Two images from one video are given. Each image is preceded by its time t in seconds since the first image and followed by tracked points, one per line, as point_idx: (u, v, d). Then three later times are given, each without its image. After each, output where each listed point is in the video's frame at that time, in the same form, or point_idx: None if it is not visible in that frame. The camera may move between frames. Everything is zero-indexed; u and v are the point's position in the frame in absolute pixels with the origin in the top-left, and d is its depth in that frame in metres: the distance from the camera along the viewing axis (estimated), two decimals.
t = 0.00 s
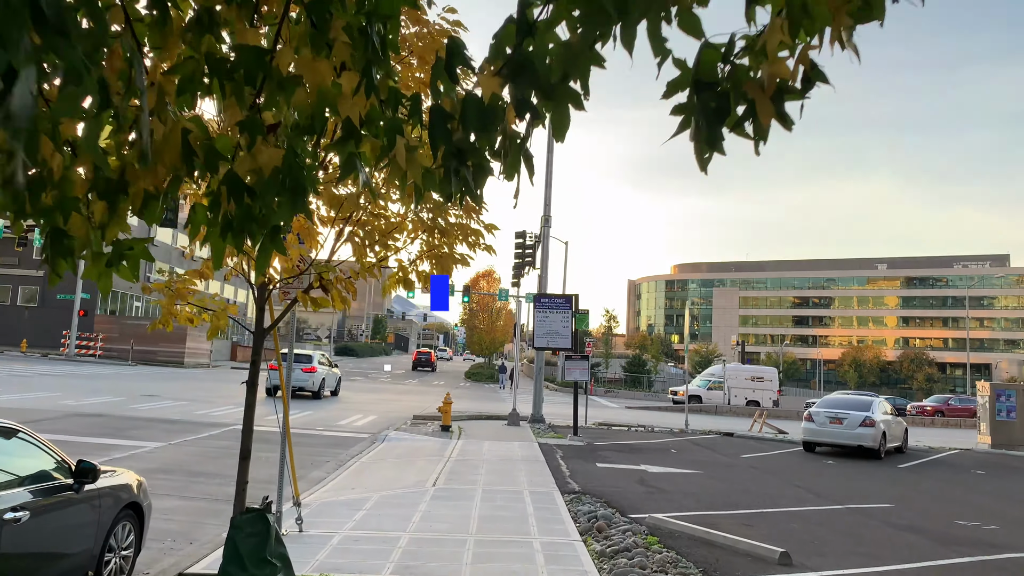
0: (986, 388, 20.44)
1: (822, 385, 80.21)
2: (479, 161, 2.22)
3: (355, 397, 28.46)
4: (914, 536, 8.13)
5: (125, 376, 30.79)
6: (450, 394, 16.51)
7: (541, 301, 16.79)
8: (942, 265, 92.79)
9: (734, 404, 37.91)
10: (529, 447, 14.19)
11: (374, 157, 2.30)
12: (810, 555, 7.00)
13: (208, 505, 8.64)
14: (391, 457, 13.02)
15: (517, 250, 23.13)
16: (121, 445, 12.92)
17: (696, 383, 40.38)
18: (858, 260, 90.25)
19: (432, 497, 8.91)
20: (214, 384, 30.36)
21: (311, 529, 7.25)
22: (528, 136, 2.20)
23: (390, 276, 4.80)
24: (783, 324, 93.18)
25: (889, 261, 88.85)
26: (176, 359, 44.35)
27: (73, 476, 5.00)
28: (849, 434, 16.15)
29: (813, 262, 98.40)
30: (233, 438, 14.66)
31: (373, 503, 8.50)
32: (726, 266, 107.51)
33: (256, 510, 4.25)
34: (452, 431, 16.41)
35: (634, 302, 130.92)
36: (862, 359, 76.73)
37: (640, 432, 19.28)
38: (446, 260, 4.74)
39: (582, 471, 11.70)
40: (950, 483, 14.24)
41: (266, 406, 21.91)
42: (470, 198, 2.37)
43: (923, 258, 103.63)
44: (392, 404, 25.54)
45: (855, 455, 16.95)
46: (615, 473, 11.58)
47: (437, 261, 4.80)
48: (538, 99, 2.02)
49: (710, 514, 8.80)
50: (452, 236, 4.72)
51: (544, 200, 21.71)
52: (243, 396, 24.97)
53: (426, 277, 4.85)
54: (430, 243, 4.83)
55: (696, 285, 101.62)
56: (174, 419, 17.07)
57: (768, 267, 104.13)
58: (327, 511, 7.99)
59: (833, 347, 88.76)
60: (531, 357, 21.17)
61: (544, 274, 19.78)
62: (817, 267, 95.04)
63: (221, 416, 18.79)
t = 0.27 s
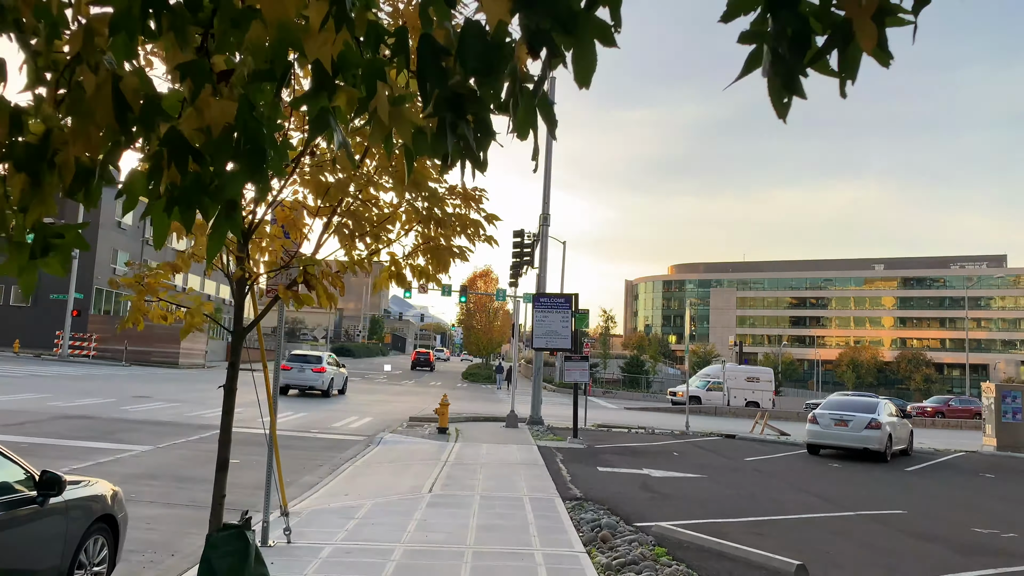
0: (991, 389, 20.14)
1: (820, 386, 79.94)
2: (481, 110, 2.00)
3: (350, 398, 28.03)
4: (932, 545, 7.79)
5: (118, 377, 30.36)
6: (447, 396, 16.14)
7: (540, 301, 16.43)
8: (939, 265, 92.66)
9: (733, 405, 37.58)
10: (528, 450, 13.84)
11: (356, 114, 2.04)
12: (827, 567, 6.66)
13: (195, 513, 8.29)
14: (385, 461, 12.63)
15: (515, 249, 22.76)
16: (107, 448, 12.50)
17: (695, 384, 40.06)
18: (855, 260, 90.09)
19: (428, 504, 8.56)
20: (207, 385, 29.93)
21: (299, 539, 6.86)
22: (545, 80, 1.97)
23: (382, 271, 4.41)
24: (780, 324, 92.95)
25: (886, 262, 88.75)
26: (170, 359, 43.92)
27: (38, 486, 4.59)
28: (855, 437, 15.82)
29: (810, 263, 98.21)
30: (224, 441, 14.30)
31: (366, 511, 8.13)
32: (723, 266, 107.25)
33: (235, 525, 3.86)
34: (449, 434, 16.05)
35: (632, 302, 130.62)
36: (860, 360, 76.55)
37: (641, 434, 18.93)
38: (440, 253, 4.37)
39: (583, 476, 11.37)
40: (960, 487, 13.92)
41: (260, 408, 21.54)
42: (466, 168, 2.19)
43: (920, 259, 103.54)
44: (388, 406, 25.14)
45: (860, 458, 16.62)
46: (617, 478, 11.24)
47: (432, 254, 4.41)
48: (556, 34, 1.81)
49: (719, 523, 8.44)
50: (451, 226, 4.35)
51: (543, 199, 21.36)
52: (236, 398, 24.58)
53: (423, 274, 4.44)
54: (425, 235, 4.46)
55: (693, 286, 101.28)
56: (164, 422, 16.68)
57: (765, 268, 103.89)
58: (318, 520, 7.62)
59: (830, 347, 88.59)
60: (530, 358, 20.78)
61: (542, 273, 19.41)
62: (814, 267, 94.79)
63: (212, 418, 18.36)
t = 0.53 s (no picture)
0: (997, 391, 19.79)
1: (818, 387, 79.59)
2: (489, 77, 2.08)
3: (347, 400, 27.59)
4: (952, 560, 7.45)
5: (111, 378, 29.97)
6: (444, 398, 15.76)
7: (540, 301, 16.06)
8: (938, 266, 92.39)
9: (734, 407, 37.22)
10: (527, 455, 13.48)
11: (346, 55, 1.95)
12: None
13: (179, 524, 7.92)
14: (379, 465, 12.24)
15: (513, 249, 22.37)
16: (93, 452, 12.09)
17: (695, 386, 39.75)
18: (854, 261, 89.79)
19: (424, 513, 8.20)
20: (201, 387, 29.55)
21: (286, 554, 6.49)
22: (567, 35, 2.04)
23: (371, 268, 4.04)
24: (779, 326, 92.63)
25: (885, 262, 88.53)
26: (165, 360, 43.48)
27: None
28: (861, 441, 15.47)
29: (809, 263, 97.94)
30: (215, 445, 13.94)
31: (357, 522, 7.76)
32: (721, 266, 106.85)
33: (206, 547, 3.55)
34: (446, 437, 15.69)
35: (630, 304, 130.23)
36: (859, 361, 76.29)
37: (643, 438, 18.56)
38: (433, 249, 3.98)
39: (585, 483, 11.02)
40: (970, 493, 13.60)
41: (254, 411, 21.16)
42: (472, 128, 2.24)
43: (920, 259, 103.22)
44: (384, 408, 24.71)
45: (866, 462, 16.27)
46: (620, 485, 10.89)
47: (426, 246, 4.03)
48: None
49: (727, 535, 8.10)
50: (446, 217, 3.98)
51: (542, 198, 20.99)
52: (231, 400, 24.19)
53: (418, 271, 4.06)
54: (418, 229, 4.11)
55: (692, 287, 100.93)
56: (155, 425, 16.30)
57: (764, 268, 103.52)
58: (307, 532, 7.24)
59: (829, 348, 88.33)
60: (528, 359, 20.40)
61: (541, 273, 19.03)
62: (813, 268, 94.45)
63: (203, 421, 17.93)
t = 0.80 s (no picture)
0: (1003, 390, 19.49)
1: (818, 388, 79.42)
2: None
3: (344, 401, 27.27)
4: (969, 565, 7.16)
5: (105, 378, 29.64)
6: (441, 398, 15.43)
7: (539, 299, 15.74)
8: (938, 266, 92.17)
9: (734, 407, 36.95)
10: (526, 455, 13.15)
11: None
12: None
13: (163, 527, 7.58)
14: (374, 467, 11.90)
15: (512, 247, 22.05)
16: (79, 452, 11.76)
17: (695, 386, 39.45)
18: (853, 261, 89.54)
19: (419, 517, 7.86)
20: (196, 386, 29.19)
21: (273, 561, 6.15)
22: None
23: (355, 253, 3.72)
24: (778, 326, 92.43)
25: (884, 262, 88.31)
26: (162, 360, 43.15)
27: None
28: (867, 441, 15.15)
29: (807, 263, 97.71)
30: (206, 446, 13.60)
31: (349, 526, 7.43)
32: (721, 267, 106.58)
33: (175, 557, 3.26)
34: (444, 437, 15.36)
35: (629, 304, 129.97)
36: (859, 361, 76.11)
37: (644, 438, 18.23)
38: (425, 228, 3.68)
39: (585, 484, 10.70)
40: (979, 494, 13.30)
41: (248, 411, 20.82)
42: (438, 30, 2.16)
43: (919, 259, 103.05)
44: (381, 408, 24.39)
45: (872, 462, 15.97)
46: (622, 487, 10.57)
47: (416, 226, 3.72)
48: None
49: (734, 539, 7.78)
50: (437, 196, 3.68)
51: (541, 194, 20.67)
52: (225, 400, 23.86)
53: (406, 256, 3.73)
54: (408, 210, 3.80)
55: (691, 287, 100.67)
56: (145, 425, 15.95)
57: (763, 269, 103.21)
58: (295, 536, 6.91)
59: (829, 348, 88.12)
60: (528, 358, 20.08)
61: (541, 270, 18.71)
62: (812, 268, 94.21)
63: (196, 421, 17.60)
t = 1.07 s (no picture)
0: (1011, 394, 19.13)
1: (817, 389, 79.06)
2: None
3: (341, 403, 26.88)
4: None
5: (97, 380, 29.25)
6: (438, 401, 15.04)
7: (539, 300, 15.36)
8: (937, 267, 91.83)
9: (735, 410, 36.60)
10: (525, 461, 12.76)
11: None
12: None
13: (142, 542, 7.17)
14: (370, 474, 11.52)
15: (511, 247, 21.67)
16: (63, 459, 11.37)
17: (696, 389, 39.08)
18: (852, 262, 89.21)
19: (412, 530, 7.47)
20: (190, 389, 28.79)
21: None
22: None
23: (338, 250, 3.34)
24: (777, 327, 92.07)
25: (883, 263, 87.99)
26: (157, 362, 42.77)
27: None
28: (875, 446, 14.78)
29: (806, 265, 97.40)
30: (197, 452, 13.22)
31: (340, 540, 7.05)
32: (720, 268, 106.20)
33: None
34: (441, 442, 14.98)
35: (628, 305, 129.57)
36: (859, 363, 75.84)
37: (646, 442, 17.85)
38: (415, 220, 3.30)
39: (587, 492, 10.32)
40: (992, 501, 12.94)
41: (241, 414, 20.43)
42: None
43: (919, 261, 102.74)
44: (378, 411, 24.01)
45: (879, 468, 15.59)
46: (626, 496, 10.19)
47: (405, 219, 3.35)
48: None
49: (744, 554, 7.42)
50: (428, 185, 3.31)
51: (540, 194, 20.30)
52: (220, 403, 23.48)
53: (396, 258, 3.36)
54: (396, 202, 3.42)
55: (690, 288, 100.30)
56: (134, 430, 15.57)
57: (763, 270, 102.81)
58: (283, 552, 6.54)
59: (828, 350, 87.85)
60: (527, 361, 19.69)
61: (540, 271, 18.34)
62: (812, 269, 93.84)
63: (188, 425, 17.22)
